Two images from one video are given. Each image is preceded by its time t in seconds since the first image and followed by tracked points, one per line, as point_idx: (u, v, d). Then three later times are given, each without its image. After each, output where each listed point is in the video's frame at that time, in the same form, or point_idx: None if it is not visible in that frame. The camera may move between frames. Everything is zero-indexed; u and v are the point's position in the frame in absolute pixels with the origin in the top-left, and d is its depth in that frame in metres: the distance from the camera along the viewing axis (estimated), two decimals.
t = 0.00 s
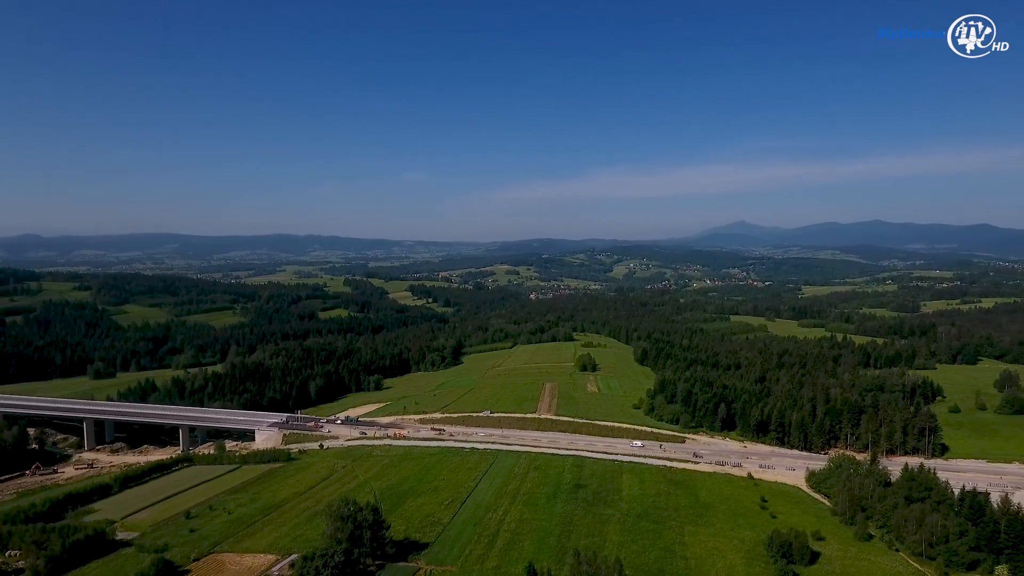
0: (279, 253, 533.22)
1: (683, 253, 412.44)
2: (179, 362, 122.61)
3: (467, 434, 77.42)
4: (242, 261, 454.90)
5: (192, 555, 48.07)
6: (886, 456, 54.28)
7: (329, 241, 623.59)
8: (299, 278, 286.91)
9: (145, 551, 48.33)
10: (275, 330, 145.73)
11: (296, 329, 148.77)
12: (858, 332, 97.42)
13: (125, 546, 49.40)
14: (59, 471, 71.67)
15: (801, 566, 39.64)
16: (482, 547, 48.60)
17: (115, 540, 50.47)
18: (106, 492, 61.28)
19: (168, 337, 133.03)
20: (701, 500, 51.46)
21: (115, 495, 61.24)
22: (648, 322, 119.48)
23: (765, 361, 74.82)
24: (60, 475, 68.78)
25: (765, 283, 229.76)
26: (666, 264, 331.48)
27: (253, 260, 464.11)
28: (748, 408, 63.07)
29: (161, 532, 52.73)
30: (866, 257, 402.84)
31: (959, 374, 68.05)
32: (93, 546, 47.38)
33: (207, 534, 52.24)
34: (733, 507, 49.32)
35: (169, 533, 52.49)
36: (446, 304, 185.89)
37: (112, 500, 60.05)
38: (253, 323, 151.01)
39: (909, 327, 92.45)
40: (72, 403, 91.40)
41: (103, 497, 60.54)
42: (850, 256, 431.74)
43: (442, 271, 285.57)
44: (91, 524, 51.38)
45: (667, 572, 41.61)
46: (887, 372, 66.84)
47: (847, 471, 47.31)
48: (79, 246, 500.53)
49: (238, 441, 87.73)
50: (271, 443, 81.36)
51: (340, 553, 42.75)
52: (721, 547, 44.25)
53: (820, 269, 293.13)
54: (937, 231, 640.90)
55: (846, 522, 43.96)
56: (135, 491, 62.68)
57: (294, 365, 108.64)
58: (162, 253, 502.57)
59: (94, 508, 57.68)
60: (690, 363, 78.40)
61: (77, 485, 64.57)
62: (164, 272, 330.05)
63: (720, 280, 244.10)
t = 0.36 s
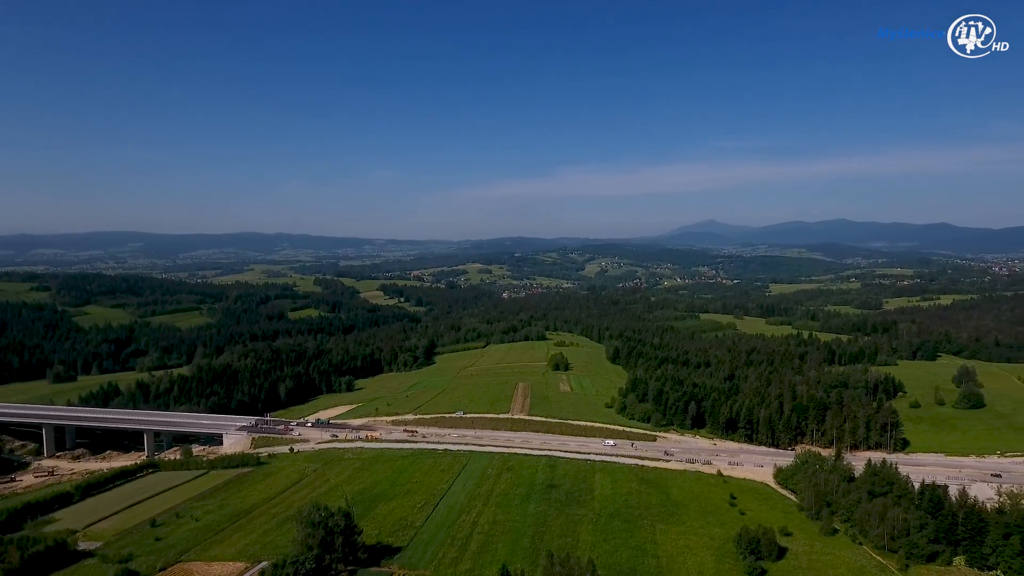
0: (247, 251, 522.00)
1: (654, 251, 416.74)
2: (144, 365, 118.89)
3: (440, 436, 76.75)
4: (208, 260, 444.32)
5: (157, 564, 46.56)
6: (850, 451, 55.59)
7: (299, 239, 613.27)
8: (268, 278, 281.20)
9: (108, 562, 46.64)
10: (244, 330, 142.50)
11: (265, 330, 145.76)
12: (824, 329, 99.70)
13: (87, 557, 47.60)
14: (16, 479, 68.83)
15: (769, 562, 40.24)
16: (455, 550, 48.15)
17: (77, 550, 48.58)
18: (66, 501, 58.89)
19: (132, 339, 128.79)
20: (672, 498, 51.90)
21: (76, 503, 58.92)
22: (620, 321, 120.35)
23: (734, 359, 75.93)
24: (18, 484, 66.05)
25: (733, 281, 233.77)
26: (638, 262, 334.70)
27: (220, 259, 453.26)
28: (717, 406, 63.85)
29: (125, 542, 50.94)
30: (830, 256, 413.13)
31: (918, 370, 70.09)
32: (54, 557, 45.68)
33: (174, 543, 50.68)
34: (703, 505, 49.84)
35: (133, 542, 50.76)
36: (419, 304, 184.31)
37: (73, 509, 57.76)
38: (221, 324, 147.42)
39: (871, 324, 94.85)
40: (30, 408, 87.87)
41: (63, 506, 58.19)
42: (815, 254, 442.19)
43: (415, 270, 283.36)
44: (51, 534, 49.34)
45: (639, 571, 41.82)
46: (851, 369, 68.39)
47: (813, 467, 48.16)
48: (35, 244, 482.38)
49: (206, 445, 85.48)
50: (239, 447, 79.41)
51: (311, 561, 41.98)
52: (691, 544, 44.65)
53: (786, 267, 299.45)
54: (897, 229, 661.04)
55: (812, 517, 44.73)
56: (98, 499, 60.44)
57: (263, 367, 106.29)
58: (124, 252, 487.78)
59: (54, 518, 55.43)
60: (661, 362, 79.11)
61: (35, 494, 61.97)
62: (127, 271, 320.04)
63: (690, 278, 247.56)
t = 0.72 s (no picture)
0: (214, 249, 509.55)
1: (626, 248, 420.30)
2: (106, 367, 114.98)
3: (413, 436, 75.98)
4: (172, 258, 432.09)
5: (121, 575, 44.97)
6: (816, 445, 56.72)
7: (267, 236, 601.26)
8: (235, 276, 274.89)
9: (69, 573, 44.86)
10: (211, 331, 139.03)
11: (233, 330, 142.48)
12: (790, 325, 101.69)
13: (47, 568, 45.76)
14: None
15: (738, 557, 40.86)
16: (429, 553, 47.65)
17: (36, 562, 46.58)
18: (25, 510, 56.42)
19: (94, 340, 124.36)
20: (644, 496, 52.30)
21: (36, 513, 56.50)
22: (592, 318, 120.87)
23: (704, 355, 76.85)
24: None
25: (703, 278, 237.15)
26: (610, 259, 337.02)
27: (185, 257, 441.06)
28: (688, 403, 64.50)
29: (87, 551, 49.08)
30: (797, 253, 422.19)
31: (880, 364, 71.94)
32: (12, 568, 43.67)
33: (139, 552, 49.04)
34: (674, 502, 50.30)
35: (96, 552, 48.94)
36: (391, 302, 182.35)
37: (32, 519, 55.37)
38: (187, 324, 143.50)
39: (836, 321, 97.11)
40: None
41: (22, 515, 55.73)
42: (782, 251, 451.04)
43: (386, 268, 280.21)
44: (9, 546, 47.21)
45: (612, 569, 42.00)
46: (816, 364, 69.79)
47: (781, 462, 48.98)
48: None
49: (172, 449, 83.02)
50: (206, 451, 77.33)
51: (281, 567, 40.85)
52: (662, 541, 45.06)
53: (754, 264, 304.99)
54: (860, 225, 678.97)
55: (780, 512, 45.46)
56: (59, 508, 58.07)
57: (231, 368, 103.79)
58: (84, 249, 471.51)
59: (12, 528, 53.06)
60: (633, 359, 79.61)
61: None
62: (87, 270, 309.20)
63: (661, 276, 250.24)
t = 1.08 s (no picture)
0: (182, 246, 496.18)
1: (600, 244, 422.53)
2: (68, 368, 111.02)
3: (386, 436, 75.16)
4: (137, 254, 419.36)
5: None
6: (785, 439, 57.70)
7: (236, 233, 588.19)
8: (202, 273, 268.14)
9: None
10: (178, 330, 135.46)
11: (201, 329, 139.06)
12: (760, 320, 103.30)
13: None
14: None
15: (710, 553, 41.33)
16: (404, 554, 47.19)
17: None
18: None
19: (56, 340, 119.86)
20: (617, 492, 52.59)
21: None
22: (566, 315, 121.14)
23: (676, 352, 77.56)
24: None
25: (675, 274, 239.58)
26: (584, 255, 338.33)
27: (152, 254, 428.73)
28: (660, 399, 65.01)
29: (51, 560, 47.38)
30: (766, 249, 429.63)
31: (846, 359, 73.55)
32: None
33: (105, 559, 47.56)
34: (648, 498, 50.67)
35: (60, 561, 47.29)
36: (363, 299, 180.10)
37: None
38: (153, 323, 139.49)
39: (804, 316, 98.95)
40: None
41: None
42: (753, 247, 458.69)
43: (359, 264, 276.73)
44: None
45: (586, 567, 42.09)
46: (785, 360, 70.96)
47: (751, 457, 49.67)
48: None
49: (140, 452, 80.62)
50: (175, 454, 75.29)
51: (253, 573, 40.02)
52: (636, 538, 45.33)
53: (725, 260, 309.44)
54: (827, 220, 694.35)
55: (750, 506, 46.14)
56: (20, 515, 55.92)
57: (200, 369, 101.24)
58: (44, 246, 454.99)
59: None
60: (606, 356, 79.94)
61: None
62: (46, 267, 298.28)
63: (634, 271, 252.37)
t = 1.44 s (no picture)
0: (147, 241, 482.43)
1: (574, 239, 423.97)
2: (29, 368, 107.04)
3: (360, 434, 74.27)
4: (98, 250, 405.93)
5: None
6: (754, 432, 58.66)
7: (203, 228, 574.14)
8: (168, 270, 260.99)
9: None
10: (144, 328, 131.64)
11: (169, 327, 135.41)
12: (731, 314, 104.81)
13: None
14: None
15: (682, 546, 41.82)
16: (378, 554, 46.66)
17: None
18: None
19: (15, 339, 115.18)
20: (592, 488, 52.84)
21: None
22: (540, 310, 121.21)
23: (649, 346, 78.20)
24: None
25: (648, 268, 241.65)
26: (557, 250, 339.02)
27: (115, 249, 415.25)
28: (634, 394, 65.50)
29: (12, 568, 45.63)
30: (736, 244, 436.15)
31: (813, 352, 75.08)
32: None
33: (69, 567, 46.01)
34: (621, 493, 51.01)
35: (22, 569, 45.58)
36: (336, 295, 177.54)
37: None
38: (118, 321, 135.34)
39: (773, 310, 100.69)
40: None
41: None
42: (723, 241, 465.67)
43: (331, 260, 272.64)
44: None
45: (561, 564, 42.17)
46: (755, 353, 72.05)
47: (721, 451, 50.34)
48: None
49: (105, 454, 78.14)
50: (143, 455, 73.20)
51: None
52: (610, 533, 45.61)
53: (696, 254, 313.82)
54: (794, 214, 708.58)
55: (721, 499, 46.78)
56: None
57: (167, 368, 98.57)
58: None
59: None
60: (580, 351, 80.24)
61: None
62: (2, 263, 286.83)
63: (607, 266, 254.14)
